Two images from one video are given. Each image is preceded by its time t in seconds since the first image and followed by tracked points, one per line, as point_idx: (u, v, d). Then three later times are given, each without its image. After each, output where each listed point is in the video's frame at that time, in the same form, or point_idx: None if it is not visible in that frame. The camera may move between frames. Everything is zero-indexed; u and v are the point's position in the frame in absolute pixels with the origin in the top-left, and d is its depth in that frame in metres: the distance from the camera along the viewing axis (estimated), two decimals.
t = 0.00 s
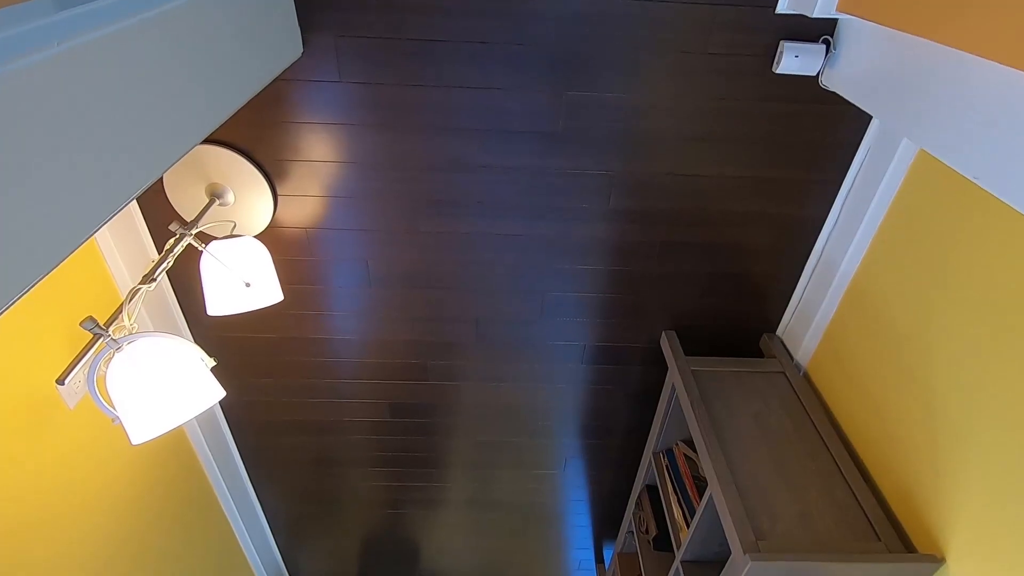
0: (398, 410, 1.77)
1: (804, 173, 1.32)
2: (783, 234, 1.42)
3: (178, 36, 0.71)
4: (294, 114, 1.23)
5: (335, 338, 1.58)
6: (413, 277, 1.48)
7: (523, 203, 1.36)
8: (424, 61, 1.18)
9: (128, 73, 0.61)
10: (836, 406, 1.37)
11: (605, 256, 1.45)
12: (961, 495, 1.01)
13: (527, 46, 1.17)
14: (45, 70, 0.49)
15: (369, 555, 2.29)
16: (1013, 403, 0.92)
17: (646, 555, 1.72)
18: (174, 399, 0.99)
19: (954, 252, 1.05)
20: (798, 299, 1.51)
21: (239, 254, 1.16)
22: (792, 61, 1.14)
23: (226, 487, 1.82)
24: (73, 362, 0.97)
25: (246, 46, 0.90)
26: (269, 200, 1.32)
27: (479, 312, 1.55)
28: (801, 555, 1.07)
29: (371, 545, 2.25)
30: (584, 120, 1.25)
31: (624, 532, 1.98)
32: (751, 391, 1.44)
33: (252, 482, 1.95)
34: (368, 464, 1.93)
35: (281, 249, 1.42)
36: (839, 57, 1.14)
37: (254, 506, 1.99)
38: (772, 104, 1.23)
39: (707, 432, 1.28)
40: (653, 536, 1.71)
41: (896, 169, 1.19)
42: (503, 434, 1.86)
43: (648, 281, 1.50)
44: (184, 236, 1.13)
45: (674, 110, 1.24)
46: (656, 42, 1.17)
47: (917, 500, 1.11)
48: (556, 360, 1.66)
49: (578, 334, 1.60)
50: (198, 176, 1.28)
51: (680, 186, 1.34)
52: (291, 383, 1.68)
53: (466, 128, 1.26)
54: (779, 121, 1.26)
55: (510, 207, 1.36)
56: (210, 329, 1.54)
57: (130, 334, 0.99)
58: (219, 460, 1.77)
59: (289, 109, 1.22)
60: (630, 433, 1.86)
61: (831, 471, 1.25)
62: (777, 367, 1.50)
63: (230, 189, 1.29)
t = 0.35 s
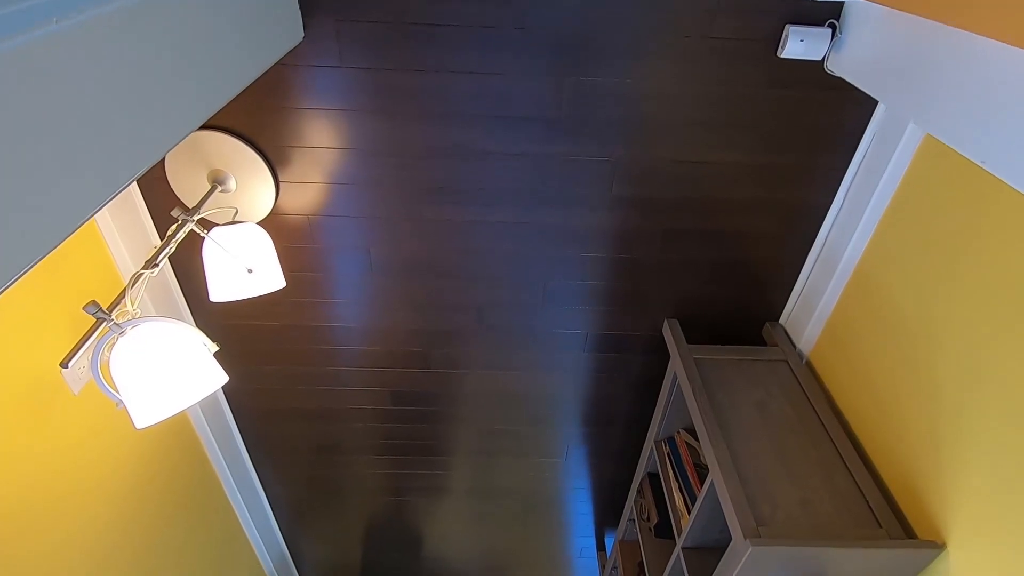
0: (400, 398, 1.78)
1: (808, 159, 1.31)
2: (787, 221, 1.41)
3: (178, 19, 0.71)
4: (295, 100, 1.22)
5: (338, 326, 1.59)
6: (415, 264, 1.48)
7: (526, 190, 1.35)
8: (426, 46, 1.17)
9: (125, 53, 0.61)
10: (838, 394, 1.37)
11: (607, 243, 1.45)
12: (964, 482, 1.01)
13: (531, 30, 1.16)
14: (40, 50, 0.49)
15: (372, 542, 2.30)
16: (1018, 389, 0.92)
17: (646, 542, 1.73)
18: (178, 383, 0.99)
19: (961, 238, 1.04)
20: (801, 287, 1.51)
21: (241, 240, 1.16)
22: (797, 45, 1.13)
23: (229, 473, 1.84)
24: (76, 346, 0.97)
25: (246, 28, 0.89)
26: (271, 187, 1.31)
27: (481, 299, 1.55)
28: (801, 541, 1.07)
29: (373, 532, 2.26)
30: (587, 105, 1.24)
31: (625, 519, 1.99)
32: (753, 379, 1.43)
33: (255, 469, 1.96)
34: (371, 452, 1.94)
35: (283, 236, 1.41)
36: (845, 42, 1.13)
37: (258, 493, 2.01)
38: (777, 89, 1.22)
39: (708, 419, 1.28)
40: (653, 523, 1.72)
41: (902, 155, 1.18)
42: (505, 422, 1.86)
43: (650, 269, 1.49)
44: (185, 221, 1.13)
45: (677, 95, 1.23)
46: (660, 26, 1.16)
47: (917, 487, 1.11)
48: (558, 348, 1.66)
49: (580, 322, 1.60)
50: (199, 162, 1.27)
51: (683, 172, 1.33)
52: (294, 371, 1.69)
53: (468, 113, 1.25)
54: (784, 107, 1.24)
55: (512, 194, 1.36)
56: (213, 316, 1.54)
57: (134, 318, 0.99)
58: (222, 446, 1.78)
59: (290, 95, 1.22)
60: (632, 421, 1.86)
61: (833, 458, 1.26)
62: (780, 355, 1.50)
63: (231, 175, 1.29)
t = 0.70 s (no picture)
0: (403, 380, 1.78)
1: (814, 139, 1.30)
2: (790, 203, 1.40)
3: None
4: (295, 78, 1.21)
5: (340, 307, 1.59)
6: (417, 245, 1.47)
7: (527, 171, 1.35)
8: (426, 22, 1.15)
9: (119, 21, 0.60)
10: (840, 376, 1.37)
11: (609, 225, 1.44)
12: (966, 463, 1.01)
13: (533, 7, 1.14)
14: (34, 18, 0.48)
15: (376, 523, 2.33)
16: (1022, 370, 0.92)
17: (647, 522, 1.75)
18: (183, 361, 1.00)
19: (969, 220, 1.03)
20: (804, 269, 1.50)
21: (242, 219, 1.16)
22: (803, 22, 1.11)
23: (233, 453, 1.85)
24: (79, 323, 0.98)
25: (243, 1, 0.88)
26: (272, 167, 1.31)
27: (483, 281, 1.55)
28: (799, 520, 1.08)
29: (377, 513, 2.29)
30: (589, 84, 1.22)
31: (626, 501, 2.00)
32: (754, 361, 1.44)
33: (260, 449, 1.98)
34: (374, 433, 1.95)
35: (285, 216, 1.41)
36: (852, 18, 1.11)
37: (262, 474, 2.03)
38: (783, 68, 1.21)
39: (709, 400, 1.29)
40: (653, 504, 1.74)
41: (910, 132, 1.18)
42: (507, 404, 1.87)
43: (653, 251, 1.49)
44: (186, 201, 1.13)
45: (681, 74, 1.21)
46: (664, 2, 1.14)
47: (917, 467, 1.12)
48: (560, 330, 1.66)
49: (582, 304, 1.60)
50: (199, 142, 1.27)
51: (687, 152, 1.32)
52: (297, 353, 1.69)
53: (469, 92, 1.24)
54: (789, 86, 1.23)
55: (514, 174, 1.35)
56: (216, 297, 1.55)
57: (137, 296, 1.00)
58: (226, 427, 1.80)
59: (290, 73, 1.20)
60: (633, 404, 1.87)
61: (833, 439, 1.26)
62: (782, 338, 1.50)
63: (232, 155, 1.28)
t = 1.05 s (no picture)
0: (406, 334, 1.80)
1: (827, 89, 1.27)
2: (800, 155, 1.38)
3: None
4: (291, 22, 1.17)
5: (343, 261, 1.59)
6: (419, 198, 1.46)
7: (532, 121, 1.32)
8: None
9: None
10: (841, 330, 1.38)
11: (614, 178, 1.42)
12: (967, 415, 1.03)
13: None
14: None
15: (381, 473, 2.40)
16: None
17: (645, 472, 1.79)
18: (186, 311, 1.00)
19: (994, 174, 1.02)
20: (809, 223, 1.49)
21: (242, 169, 1.15)
22: None
23: (239, 403, 1.89)
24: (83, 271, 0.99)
25: None
26: (271, 116, 1.28)
27: (485, 235, 1.54)
28: (794, 467, 1.10)
29: (382, 463, 2.35)
30: (597, 29, 1.18)
31: (626, 452, 2.05)
32: (757, 316, 1.44)
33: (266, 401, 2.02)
34: (378, 386, 1.98)
35: (286, 168, 1.40)
36: None
37: (269, 425, 2.08)
38: (799, 13, 1.16)
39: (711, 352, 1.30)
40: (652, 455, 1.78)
41: (926, 81, 1.18)
42: (509, 358, 1.89)
43: (658, 204, 1.47)
44: (185, 149, 1.11)
45: (693, 18, 1.17)
46: None
47: (915, 418, 1.14)
48: (562, 285, 1.67)
49: (585, 259, 1.60)
50: (196, 89, 1.24)
51: (695, 102, 1.29)
52: (301, 306, 1.70)
53: (473, 38, 1.20)
54: (804, 32, 1.19)
55: (517, 124, 1.33)
56: (218, 249, 1.55)
57: (139, 244, 1.00)
58: (232, 378, 1.83)
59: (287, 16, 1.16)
60: (634, 358, 1.89)
61: (831, 391, 1.27)
62: (785, 293, 1.50)
63: (230, 104, 1.26)
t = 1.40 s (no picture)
0: (406, 310, 1.80)
1: (833, 62, 1.25)
2: (804, 130, 1.36)
3: None
4: None
5: (342, 236, 1.58)
6: (418, 172, 1.45)
7: (532, 93, 1.30)
8: None
9: None
10: (841, 307, 1.38)
11: (616, 152, 1.41)
12: (968, 390, 1.03)
13: None
14: None
15: (381, 450, 2.41)
16: None
17: (644, 449, 1.80)
18: (187, 282, 1.00)
19: (1002, 146, 1.01)
20: (813, 200, 1.48)
21: (241, 139, 1.14)
22: None
23: (240, 378, 1.90)
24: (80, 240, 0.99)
25: None
26: (269, 88, 1.27)
27: (486, 210, 1.53)
28: (793, 439, 1.10)
29: (383, 440, 2.37)
30: None
31: (625, 430, 2.06)
32: (758, 292, 1.44)
33: (267, 378, 2.03)
34: (378, 363, 1.99)
35: (285, 141, 1.38)
36: None
37: (269, 401, 2.08)
38: None
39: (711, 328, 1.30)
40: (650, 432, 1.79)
41: (933, 52, 1.16)
42: (508, 335, 1.89)
43: (659, 180, 1.46)
44: (181, 120, 1.11)
45: None
46: None
47: (914, 393, 1.14)
48: (563, 261, 1.66)
49: (585, 235, 1.59)
50: (192, 58, 1.22)
51: (699, 75, 1.27)
52: (300, 282, 1.70)
53: (473, 6, 1.18)
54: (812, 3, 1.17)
55: (518, 97, 1.31)
56: (217, 224, 1.54)
57: (137, 214, 1.00)
58: (232, 354, 1.84)
59: None
60: (634, 336, 1.89)
61: (832, 367, 1.27)
62: (786, 270, 1.50)
63: (227, 74, 1.24)
